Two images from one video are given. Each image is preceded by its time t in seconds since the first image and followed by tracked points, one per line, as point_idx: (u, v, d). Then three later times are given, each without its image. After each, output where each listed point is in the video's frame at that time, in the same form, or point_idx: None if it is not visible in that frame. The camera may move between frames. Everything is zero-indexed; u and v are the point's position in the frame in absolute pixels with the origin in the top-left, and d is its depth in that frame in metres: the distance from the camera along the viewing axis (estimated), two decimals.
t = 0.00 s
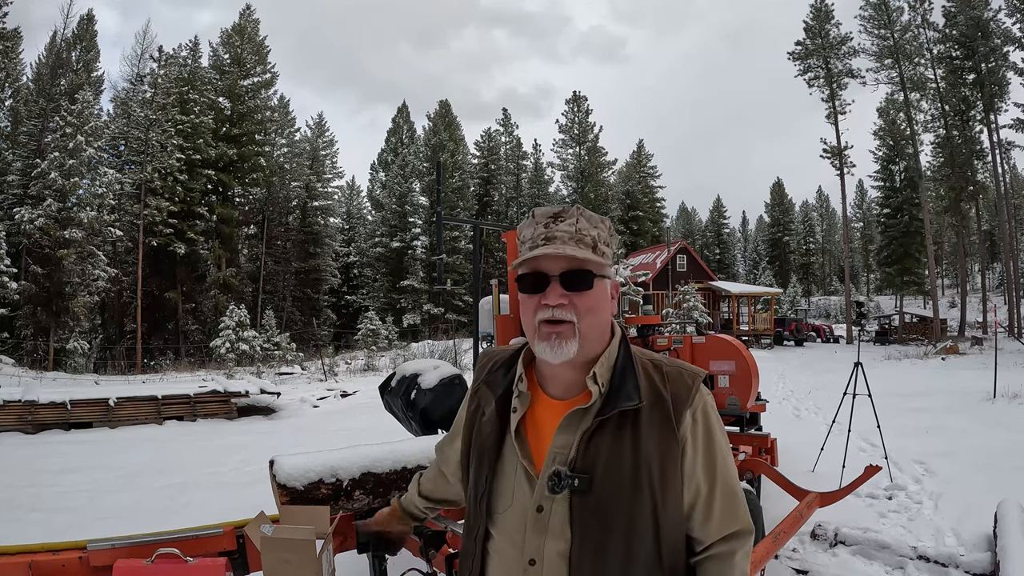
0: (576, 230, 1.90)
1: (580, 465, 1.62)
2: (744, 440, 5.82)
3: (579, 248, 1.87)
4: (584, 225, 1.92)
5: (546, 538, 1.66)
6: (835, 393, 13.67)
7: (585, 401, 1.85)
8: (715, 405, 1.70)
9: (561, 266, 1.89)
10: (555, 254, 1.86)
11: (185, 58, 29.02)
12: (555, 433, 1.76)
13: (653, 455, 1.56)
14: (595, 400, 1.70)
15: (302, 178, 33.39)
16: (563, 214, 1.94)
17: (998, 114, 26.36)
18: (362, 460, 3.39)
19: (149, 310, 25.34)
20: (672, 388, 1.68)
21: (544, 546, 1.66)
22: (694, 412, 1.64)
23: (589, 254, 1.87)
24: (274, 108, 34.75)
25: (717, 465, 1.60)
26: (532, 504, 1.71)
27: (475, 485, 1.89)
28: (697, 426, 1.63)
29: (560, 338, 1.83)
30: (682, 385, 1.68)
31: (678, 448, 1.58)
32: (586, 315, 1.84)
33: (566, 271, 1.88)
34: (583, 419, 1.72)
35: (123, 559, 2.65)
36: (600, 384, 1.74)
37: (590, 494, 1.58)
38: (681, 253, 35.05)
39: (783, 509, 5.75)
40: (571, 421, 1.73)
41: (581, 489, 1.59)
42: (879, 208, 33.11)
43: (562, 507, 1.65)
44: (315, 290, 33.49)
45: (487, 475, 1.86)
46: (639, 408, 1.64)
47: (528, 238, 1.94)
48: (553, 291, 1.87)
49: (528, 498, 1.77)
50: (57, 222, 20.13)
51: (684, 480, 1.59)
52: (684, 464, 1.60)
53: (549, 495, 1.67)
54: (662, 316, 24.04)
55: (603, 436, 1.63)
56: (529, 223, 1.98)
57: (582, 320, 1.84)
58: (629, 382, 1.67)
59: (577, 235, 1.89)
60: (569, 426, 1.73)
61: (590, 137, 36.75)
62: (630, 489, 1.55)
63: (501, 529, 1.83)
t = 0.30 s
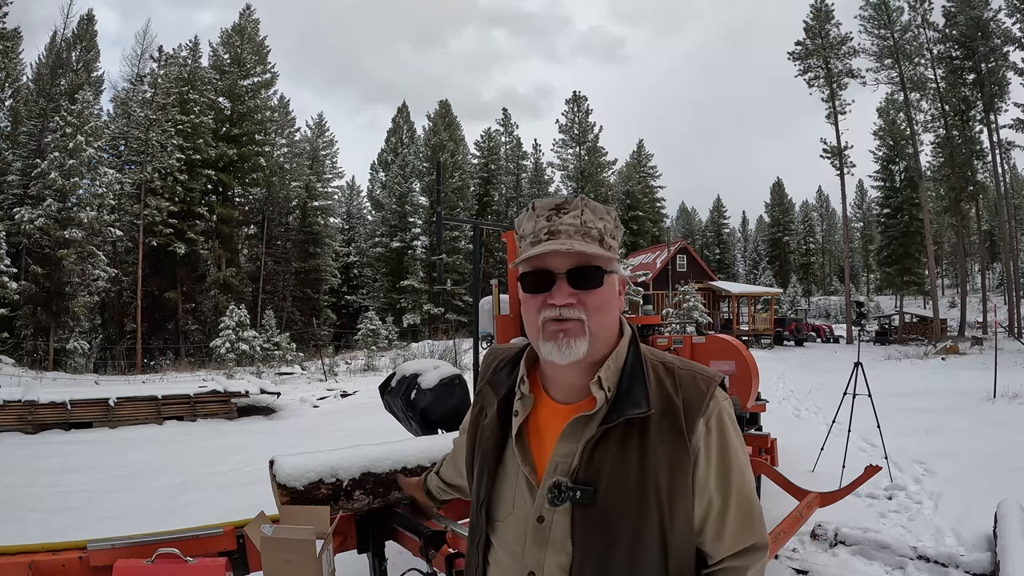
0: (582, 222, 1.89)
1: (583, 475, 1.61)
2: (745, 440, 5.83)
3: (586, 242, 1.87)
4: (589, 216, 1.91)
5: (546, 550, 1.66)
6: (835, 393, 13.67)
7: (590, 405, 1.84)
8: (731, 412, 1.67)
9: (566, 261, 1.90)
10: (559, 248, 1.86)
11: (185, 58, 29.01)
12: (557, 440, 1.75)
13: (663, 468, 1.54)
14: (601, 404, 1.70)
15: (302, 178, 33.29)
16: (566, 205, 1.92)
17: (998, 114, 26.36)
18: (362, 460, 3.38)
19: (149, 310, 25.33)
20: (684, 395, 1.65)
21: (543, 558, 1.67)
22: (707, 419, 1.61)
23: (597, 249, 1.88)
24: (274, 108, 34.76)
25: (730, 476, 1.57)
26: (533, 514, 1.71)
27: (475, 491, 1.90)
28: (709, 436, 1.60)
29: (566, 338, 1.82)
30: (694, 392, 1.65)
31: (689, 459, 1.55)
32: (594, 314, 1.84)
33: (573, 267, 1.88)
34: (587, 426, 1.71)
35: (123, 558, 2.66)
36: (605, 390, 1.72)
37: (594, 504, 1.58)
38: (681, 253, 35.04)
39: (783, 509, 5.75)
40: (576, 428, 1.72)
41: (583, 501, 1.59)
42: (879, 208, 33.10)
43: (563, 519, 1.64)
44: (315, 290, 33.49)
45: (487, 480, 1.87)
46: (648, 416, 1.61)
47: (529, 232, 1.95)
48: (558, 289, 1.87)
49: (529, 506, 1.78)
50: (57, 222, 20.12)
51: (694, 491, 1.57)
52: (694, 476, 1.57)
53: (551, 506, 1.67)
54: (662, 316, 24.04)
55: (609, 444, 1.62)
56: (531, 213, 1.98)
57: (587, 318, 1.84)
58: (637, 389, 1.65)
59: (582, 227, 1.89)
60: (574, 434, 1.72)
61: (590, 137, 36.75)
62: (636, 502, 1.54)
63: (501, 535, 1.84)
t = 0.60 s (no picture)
0: (586, 220, 1.89)
1: (590, 482, 1.61)
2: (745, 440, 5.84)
3: (590, 241, 1.87)
4: (593, 214, 1.90)
5: (553, 557, 1.67)
6: (835, 393, 13.67)
7: (596, 409, 1.83)
8: (740, 416, 1.67)
9: (569, 262, 1.89)
10: (562, 248, 1.86)
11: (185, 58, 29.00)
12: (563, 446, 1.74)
13: (671, 474, 1.54)
14: (607, 410, 1.70)
15: (302, 178, 33.04)
16: (569, 202, 1.91)
17: (998, 114, 26.37)
18: (362, 460, 3.38)
19: (149, 310, 25.34)
20: (692, 399, 1.64)
21: (550, 566, 1.67)
22: (715, 424, 1.61)
23: (600, 248, 1.87)
24: (274, 108, 34.77)
25: (739, 481, 1.57)
26: (539, 522, 1.71)
27: (478, 498, 1.90)
28: (718, 440, 1.60)
29: (571, 341, 1.83)
30: (703, 395, 1.65)
31: (697, 465, 1.55)
32: (598, 315, 1.84)
33: (576, 268, 1.88)
34: (593, 433, 1.71)
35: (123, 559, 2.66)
36: (612, 395, 1.72)
37: (601, 512, 1.58)
38: (681, 253, 35.04)
39: (783, 509, 5.76)
40: (582, 433, 1.72)
41: (591, 508, 1.60)
42: (879, 207, 33.11)
43: (569, 526, 1.65)
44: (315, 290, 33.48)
45: (491, 487, 1.87)
46: (656, 421, 1.61)
47: (531, 231, 1.95)
48: (562, 290, 1.87)
49: (534, 513, 1.78)
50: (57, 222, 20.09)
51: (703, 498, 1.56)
52: (702, 481, 1.57)
53: (557, 512, 1.67)
54: (662, 316, 24.03)
55: (617, 449, 1.63)
56: (533, 213, 1.98)
57: (592, 319, 1.84)
58: (644, 394, 1.64)
59: (586, 226, 1.89)
60: (580, 438, 1.71)
61: (590, 137, 36.77)
62: (645, 510, 1.54)
63: (506, 540, 1.85)
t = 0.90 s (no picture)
0: (587, 221, 1.89)
1: (592, 481, 1.61)
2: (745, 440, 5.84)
3: (589, 241, 1.87)
4: (594, 216, 1.90)
5: (555, 556, 1.66)
6: (835, 393, 13.67)
7: (597, 408, 1.84)
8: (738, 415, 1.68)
9: (570, 263, 1.89)
10: (563, 250, 1.86)
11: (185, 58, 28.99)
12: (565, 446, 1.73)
13: (672, 473, 1.54)
14: (608, 410, 1.70)
15: (302, 178, 33.05)
16: (569, 205, 1.91)
17: (998, 114, 26.35)
18: (361, 460, 3.39)
19: (149, 310, 25.34)
20: (692, 398, 1.64)
21: (552, 564, 1.66)
22: (715, 423, 1.61)
23: (600, 249, 1.87)
24: (274, 108, 34.78)
25: (737, 479, 1.58)
26: (541, 521, 1.70)
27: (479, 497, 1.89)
28: (717, 439, 1.60)
29: (573, 343, 1.82)
30: (702, 395, 1.65)
31: (698, 464, 1.56)
32: (601, 316, 1.84)
33: (578, 269, 1.88)
34: (594, 432, 1.70)
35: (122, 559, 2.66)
36: (612, 394, 1.72)
37: (603, 512, 1.58)
38: (681, 253, 35.04)
39: (783, 509, 5.75)
40: (583, 433, 1.71)
41: (593, 507, 1.59)
42: (879, 207, 33.11)
43: (572, 524, 1.64)
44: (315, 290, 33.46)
45: (492, 487, 1.86)
46: (657, 421, 1.61)
47: (532, 232, 1.94)
48: (563, 291, 1.87)
49: (536, 513, 1.78)
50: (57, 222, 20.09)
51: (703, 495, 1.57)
52: (703, 478, 1.57)
53: (559, 512, 1.67)
54: (662, 316, 24.02)
55: (619, 449, 1.62)
56: (534, 216, 1.98)
57: (594, 321, 1.83)
58: (646, 393, 1.64)
59: (586, 228, 1.89)
60: (582, 438, 1.70)
61: (590, 137, 36.78)
62: (647, 510, 1.54)
63: (508, 541, 1.85)
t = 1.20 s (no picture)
0: (587, 230, 1.90)
1: (586, 470, 1.61)
2: (745, 440, 5.84)
3: (590, 248, 1.88)
4: (595, 225, 1.92)
5: (550, 544, 1.66)
6: (835, 393, 13.66)
7: (591, 402, 1.84)
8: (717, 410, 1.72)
9: (572, 266, 1.89)
10: (567, 256, 1.86)
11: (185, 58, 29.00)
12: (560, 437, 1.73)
13: (659, 460, 1.57)
14: (600, 402, 1.70)
15: (302, 178, 33.09)
16: (572, 214, 1.93)
17: (998, 114, 26.34)
18: (361, 459, 3.38)
19: (149, 310, 25.33)
20: (676, 393, 1.68)
21: (548, 552, 1.66)
22: (698, 415, 1.65)
23: (600, 255, 1.88)
24: (274, 108, 34.80)
25: (720, 468, 1.61)
26: (537, 509, 1.69)
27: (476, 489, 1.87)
28: (700, 430, 1.64)
29: (573, 341, 1.81)
30: (686, 388, 1.68)
31: (683, 452, 1.59)
32: (599, 318, 1.84)
33: (580, 274, 1.87)
34: (587, 423, 1.71)
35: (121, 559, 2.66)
36: (605, 389, 1.73)
37: (596, 499, 1.58)
38: (681, 253, 35.05)
39: (783, 509, 5.76)
40: (576, 424, 1.71)
41: (587, 493, 1.59)
42: (879, 207, 33.12)
43: (567, 512, 1.64)
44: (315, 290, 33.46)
45: (488, 480, 1.84)
46: (645, 411, 1.63)
47: (537, 238, 1.93)
48: (565, 293, 1.86)
49: (532, 503, 1.77)
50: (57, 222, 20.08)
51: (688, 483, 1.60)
52: (689, 466, 1.61)
53: (554, 500, 1.67)
54: (662, 316, 24.02)
55: (610, 440, 1.62)
56: (538, 222, 1.98)
57: (594, 320, 1.84)
58: (634, 388, 1.66)
59: (587, 235, 1.89)
60: (577, 429, 1.71)
61: (590, 137, 36.79)
62: (637, 497, 1.55)
63: (504, 534, 1.82)
